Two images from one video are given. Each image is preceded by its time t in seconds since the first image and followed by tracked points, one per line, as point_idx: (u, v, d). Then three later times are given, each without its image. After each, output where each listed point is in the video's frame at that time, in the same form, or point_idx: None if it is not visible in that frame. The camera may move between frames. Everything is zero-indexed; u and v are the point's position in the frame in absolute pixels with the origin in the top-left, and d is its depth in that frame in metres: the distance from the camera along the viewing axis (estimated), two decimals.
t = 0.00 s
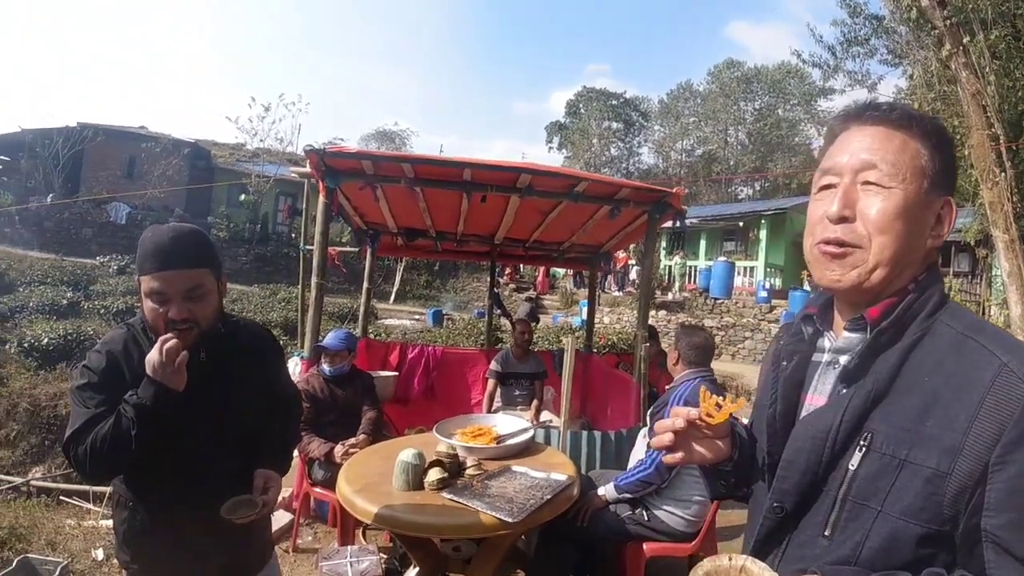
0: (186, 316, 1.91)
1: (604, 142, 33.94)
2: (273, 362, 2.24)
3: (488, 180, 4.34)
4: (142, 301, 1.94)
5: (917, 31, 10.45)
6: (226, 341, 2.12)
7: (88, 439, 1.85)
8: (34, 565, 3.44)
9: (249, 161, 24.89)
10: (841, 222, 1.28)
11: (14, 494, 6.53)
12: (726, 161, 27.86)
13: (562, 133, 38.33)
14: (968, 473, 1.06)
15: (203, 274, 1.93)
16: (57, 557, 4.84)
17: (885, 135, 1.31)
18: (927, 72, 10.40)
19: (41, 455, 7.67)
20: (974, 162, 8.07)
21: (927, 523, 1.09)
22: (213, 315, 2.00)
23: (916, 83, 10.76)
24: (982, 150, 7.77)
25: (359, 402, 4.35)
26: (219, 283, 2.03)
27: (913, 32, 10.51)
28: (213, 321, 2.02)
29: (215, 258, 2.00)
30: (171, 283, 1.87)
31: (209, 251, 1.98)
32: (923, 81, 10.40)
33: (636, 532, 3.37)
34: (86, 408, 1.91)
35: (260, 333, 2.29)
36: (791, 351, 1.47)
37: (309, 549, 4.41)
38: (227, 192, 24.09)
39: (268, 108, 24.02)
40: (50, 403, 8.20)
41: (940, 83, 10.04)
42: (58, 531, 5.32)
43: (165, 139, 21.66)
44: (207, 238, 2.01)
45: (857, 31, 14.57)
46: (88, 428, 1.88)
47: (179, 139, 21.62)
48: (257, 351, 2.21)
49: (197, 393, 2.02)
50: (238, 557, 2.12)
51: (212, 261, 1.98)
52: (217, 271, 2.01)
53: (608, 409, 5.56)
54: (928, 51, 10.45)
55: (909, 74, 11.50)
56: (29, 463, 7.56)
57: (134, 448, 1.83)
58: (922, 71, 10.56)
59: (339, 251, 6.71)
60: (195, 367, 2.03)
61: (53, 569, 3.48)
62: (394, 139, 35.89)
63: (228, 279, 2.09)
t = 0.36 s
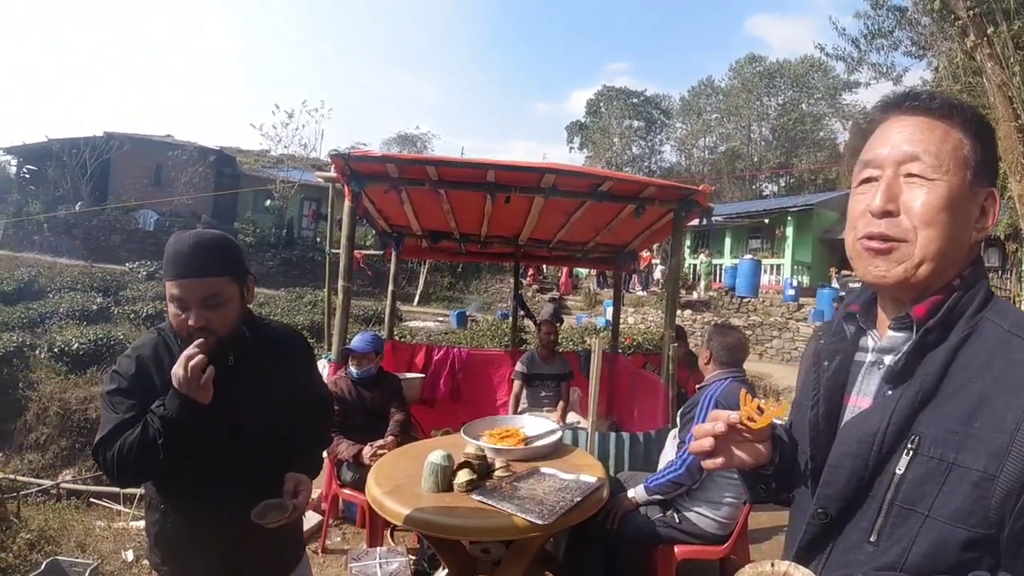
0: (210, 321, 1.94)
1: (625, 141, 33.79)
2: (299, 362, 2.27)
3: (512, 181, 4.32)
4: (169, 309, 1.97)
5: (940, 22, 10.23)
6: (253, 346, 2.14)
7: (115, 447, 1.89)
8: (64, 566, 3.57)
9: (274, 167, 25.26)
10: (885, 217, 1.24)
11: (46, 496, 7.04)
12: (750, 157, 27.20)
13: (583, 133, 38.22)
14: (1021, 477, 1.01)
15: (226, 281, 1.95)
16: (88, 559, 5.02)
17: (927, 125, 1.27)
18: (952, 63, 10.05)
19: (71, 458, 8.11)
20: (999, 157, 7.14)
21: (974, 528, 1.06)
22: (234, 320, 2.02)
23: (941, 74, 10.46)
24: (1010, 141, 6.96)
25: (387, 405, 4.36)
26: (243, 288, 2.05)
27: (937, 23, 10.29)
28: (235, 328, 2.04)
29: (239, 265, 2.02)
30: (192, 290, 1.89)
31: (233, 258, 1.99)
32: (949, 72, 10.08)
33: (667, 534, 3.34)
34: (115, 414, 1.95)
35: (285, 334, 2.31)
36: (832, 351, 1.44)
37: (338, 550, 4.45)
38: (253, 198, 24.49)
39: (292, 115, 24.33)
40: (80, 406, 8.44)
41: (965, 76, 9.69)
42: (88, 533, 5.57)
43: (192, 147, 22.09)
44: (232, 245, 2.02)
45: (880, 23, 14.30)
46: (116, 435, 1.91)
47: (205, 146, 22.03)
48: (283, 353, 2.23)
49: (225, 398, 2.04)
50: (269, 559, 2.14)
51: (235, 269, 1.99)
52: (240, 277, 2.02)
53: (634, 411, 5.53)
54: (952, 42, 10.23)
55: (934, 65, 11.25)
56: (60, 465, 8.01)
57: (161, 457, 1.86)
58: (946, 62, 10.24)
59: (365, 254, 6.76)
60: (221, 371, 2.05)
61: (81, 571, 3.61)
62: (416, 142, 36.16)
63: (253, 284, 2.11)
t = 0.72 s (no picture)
0: (222, 325, 1.94)
1: (646, 141, 33.63)
2: (321, 360, 2.27)
3: (535, 181, 4.31)
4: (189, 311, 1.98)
5: (965, 17, 10.01)
6: (275, 348, 2.14)
7: (137, 456, 1.92)
8: (88, 564, 3.78)
9: (297, 170, 25.58)
10: (927, 213, 1.21)
11: (71, 494, 7.22)
12: (774, 156, 26.80)
13: (604, 133, 38.07)
14: None
15: (239, 284, 1.95)
16: (113, 556, 5.27)
17: (966, 118, 1.24)
18: (977, 58, 9.80)
19: (96, 456, 8.26)
20: None
21: (1018, 534, 1.01)
22: (249, 322, 2.01)
23: (966, 70, 10.24)
24: None
25: (411, 405, 4.37)
26: (259, 290, 2.03)
27: (961, 18, 10.07)
28: (250, 330, 2.04)
29: (254, 267, 2.00)
30: (204, 292, 1.90)
31: (247, 260, 1.98)
32: (973, 68, 9.85)
33: (693, 538, 3.30)
34: (139, 418, 1.99)
35: (308, 330, 2.30)
36: (871, 352, 1.41)
37: (361, 550, 4.47)
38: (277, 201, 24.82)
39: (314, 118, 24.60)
40: (106, 406, 8.67)
41: (991, 71, 9.49)
42: (113, 532, 5.86)
43: (216, 151, 22.46)
44: (246, 245, 2.01)
45: (904, 19, 14.04)
46: (139, 443, 1.95)
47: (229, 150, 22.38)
48: (305, 351, 2.23)
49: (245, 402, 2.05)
50: (297, 560, 2.14)
51: (249, 271, 1.98)
52: (256, 279, 2.01)
53: (657, 413, 5.51)
54: (978, 37, 9.99)
55: (960, 61, 10.99)
56: (85, 463, 8.17)
57: (179, 468, 1.89)
58: (970, 58, 10.02)
59: (388, 256, 6.80)
60: (240, 374, 2.06)
61: (105, 569, 3.80)
62: (437, 144, 36.34)
63: (270, 284, 2.10)
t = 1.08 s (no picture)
0: (238, 326, 1.98)
1: (668, 140, 33.37)
2: (346, 359, 2.27)
3: (559, 182, 4.30)
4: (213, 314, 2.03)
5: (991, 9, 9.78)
6: (298, 349, 2.15)
7: (164, 462, 1.98)
8: (114, 562, 3.92)
9: (320, 174, 25.87)
10: (968, 208, 1.17)
11: (100, 494, 7.38)
12: (798, 153, 26.39)
13: (625, 132, 37.89)
14: None
15: (257, 286, 1.98)
16: (140, 555, 5.41)
17: (1008, 109, 1.21)
18: (1003, 51, 9.55)
19: (125, 456, 8.44)
20: None
21: None
22: (266, 324, 2.03)
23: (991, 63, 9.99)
24: None
25: (435, 407, 4.39)
26: (275, 292, 2.05)
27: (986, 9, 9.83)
28: (268, 331, 2.06)
29: (269, 269, 2.02)
30: (221, 293, 1.95)
31: (263, 262, 2.00)
32: (1000, 60, 9.61)
33: (722, 541, 3.26)
34: (166, 422, 2.04)
35: (334, 329, 2.31)
36: (912, 350, 1.37)
37: (386, 550, 4.49)
38: (301, 205, 25.12)
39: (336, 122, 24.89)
40: (134, 406, 8.89)
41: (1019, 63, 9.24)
42: (139, 531, 5.97)
43: (241, 156, 22.84)
44: (262, 248, 2.03)
45: (927, 13, 13.76)
46: (166, 450, 2.01)
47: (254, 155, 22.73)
48: (328, 351, 2.23)
49: (267, 405, 2.08)
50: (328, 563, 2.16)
51: (264, 273, 2.00)
52: (271, 281, 2.03)
53: (683, 415, 5.48)
54: (1005, 27, 9.73)
55: (986, 54, 10.72)
56: (114, 463, 8.34)
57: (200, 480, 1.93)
58: (996, 51, 9.79)
59: (411, 258, 6.84)
60: (260, 377, 2.08)
61: (131, 569, 3.93)
62: (457, 147, 36.50)
63: (289, 284, 2.11)
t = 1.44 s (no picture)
0: (257, 328, 2.01)
1: (689, 139, 33.04)
2: (369, 358, 2.28)
3: (582, 181, 4.28)
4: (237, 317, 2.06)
5: None
6: (320, 349, 2.16)
7: (191, 464, 2.01)
8: (143, 561, 4.03)
9: (343, 178, 26.12)
10: (1007, 203, 1.14)
11: (127, 493, 7.53)
12: (823, 150, 25.92)
13: (647, 131, 37.64)
14: None
15: (278, 288, 2.01)
16: (167, 553, 5.51)
17: None
18: None
19: (152, 456, 8.64)
20: None
21: None
22: (285, 326, 2.06)
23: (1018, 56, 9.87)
24: None
25: (459, 408, 4.40)
26: (294, 294, 2.07)
27: None
28: (289, 333, 2.08)
29: (288, 271, 2.05)
30: (243, 295, 1.99)
31: (281, 265, 2.03)
32: None
33: (750, 545, 3.21)
34: (193, 424, 2.06)
35: (357, 329, 2.32)
36: (949, 347, 1.34)
37: (411, 550, 4.51)
38: (325, 208, 25.36)
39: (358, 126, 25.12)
40: (162, 407, 9.05)
41: None
42: (167, 530, 6.07)
43: (265, 161, 23.15)
44: (281, 252, 2.06)
45: (951, 6, 13.46)
46: (194, 451, 2.03)
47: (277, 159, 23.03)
48: (352, 351, 2.24)
49: (290, 405, 2.09)
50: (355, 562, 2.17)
51: (282, 275, 2.03)
52: (290, 283, 2.06)
53: (708, 416, 5.44)
54: None
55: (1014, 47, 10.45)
56: (141, 463, 8.55)
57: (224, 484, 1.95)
58: None
59: (434, 260, 6.87)
60: (284, 379, 2.10)
61: (158, 567, 4.04)
62: (477, 149, 36.59)
63: (308, 286, 2.13)
